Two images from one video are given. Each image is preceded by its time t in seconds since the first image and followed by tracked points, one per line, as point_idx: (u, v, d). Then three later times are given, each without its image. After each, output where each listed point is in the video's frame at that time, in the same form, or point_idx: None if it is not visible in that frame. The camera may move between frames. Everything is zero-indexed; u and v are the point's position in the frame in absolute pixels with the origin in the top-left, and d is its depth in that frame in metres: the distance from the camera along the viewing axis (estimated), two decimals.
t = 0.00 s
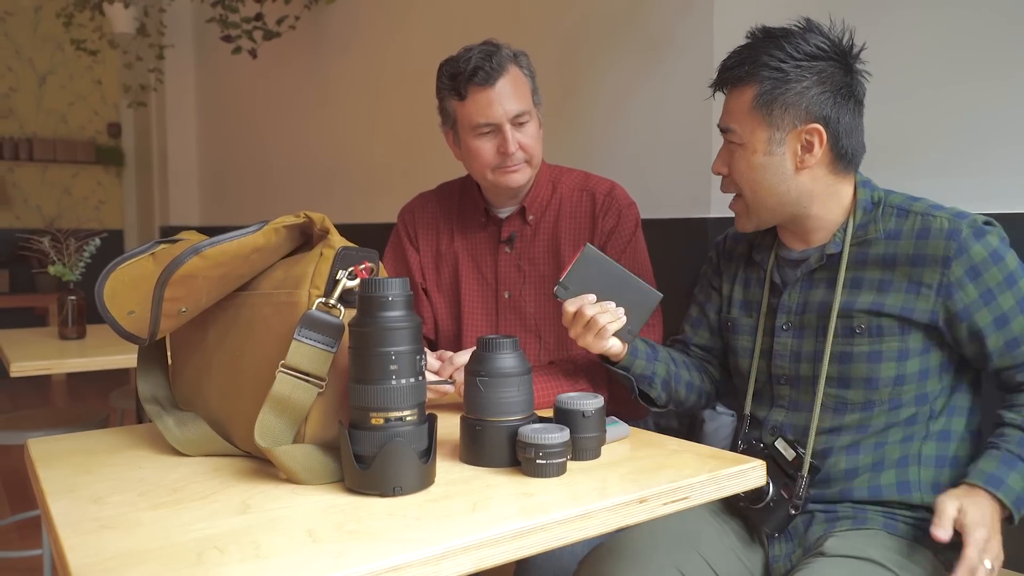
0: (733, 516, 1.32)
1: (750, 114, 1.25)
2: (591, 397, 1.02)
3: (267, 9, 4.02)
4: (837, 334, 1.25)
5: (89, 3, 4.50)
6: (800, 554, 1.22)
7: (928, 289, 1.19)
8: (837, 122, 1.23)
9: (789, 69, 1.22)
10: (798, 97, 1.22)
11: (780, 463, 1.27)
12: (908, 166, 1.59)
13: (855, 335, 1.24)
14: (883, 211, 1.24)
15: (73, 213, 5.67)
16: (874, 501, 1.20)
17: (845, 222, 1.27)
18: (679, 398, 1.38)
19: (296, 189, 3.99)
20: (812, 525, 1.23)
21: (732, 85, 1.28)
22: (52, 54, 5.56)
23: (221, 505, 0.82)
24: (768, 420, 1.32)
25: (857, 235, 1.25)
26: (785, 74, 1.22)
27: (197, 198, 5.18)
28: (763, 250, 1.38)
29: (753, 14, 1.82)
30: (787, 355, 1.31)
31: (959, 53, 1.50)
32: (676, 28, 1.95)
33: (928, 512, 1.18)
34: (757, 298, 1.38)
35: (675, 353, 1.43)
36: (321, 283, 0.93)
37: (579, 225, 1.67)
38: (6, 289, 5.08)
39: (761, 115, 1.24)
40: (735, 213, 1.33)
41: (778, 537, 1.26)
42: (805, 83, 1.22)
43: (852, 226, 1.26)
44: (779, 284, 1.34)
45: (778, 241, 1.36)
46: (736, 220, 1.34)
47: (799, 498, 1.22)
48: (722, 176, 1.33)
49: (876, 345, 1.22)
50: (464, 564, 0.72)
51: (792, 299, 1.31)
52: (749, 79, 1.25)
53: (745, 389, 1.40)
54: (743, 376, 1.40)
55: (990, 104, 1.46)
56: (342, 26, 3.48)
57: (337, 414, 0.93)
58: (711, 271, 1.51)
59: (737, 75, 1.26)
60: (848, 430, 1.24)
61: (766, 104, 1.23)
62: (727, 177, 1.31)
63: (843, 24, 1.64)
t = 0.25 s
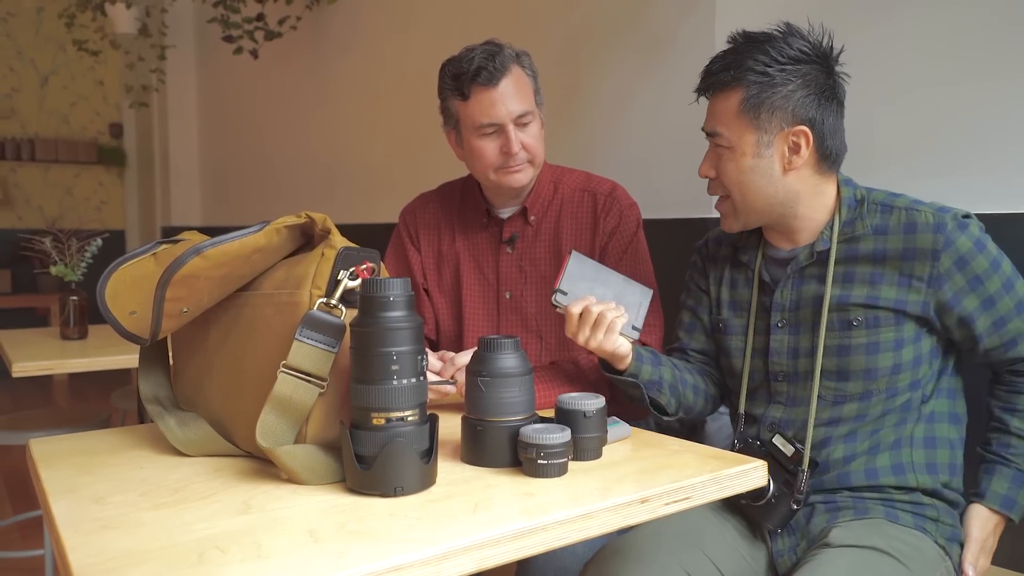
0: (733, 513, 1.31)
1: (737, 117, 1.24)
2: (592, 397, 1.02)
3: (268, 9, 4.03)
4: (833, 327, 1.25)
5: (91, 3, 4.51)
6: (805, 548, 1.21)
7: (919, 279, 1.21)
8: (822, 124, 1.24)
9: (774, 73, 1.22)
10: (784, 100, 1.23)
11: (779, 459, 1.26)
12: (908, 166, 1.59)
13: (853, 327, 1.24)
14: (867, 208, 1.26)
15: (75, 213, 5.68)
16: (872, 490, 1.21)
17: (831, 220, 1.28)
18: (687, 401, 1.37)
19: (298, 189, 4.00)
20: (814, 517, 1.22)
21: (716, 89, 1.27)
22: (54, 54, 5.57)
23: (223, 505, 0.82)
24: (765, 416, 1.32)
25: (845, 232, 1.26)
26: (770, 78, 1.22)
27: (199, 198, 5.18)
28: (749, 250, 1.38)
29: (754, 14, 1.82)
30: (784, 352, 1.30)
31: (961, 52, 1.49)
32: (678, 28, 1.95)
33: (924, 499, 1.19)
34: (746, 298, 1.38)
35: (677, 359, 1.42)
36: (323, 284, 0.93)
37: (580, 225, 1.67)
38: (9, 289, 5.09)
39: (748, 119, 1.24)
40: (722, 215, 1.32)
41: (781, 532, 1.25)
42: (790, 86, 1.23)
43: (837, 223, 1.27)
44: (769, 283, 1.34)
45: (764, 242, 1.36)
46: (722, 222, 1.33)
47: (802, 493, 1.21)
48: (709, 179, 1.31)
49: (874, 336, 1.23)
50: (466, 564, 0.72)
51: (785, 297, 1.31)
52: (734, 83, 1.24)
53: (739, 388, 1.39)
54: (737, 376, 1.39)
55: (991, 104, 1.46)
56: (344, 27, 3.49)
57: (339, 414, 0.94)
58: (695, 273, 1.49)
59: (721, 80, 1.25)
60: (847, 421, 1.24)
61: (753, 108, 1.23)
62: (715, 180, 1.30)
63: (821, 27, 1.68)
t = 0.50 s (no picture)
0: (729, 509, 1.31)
1: (728, 121, 1.24)
2: (594, 398, 1.02)
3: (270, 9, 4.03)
4: (822, 328, 1.25)
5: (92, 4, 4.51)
6: (800, 542, 1.21)
7: (906, 284, 1.21)
8: (812, 124, 1.25)
9: (763, 76, 1.22)
10: (774, 102, 1.23)
11: (768, 455, 1.27)
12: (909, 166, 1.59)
13: (843, 328, 1.24)
14: (859, 209, 1.26)
15: (77, 213, 5.68)
16: (863, 483, 1.20)
17: (823, 220, 1.28)
18: (692, 402, 1.37)
19: (299, 189, 4.00)
20: (808, 511, 1.23)
21: (706, 94, 1.27)
22: (55, 55, 5.57)
23: (224, 505, 0.82)
24: (758, 415, 1.32)
25: (836, 232, 1.26)
26: (759, 81, 1.22)
27: (200, 199, 5.19)
28: (742, 250, 1.37)
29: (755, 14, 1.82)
30: (776, 352, 1.30)
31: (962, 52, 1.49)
32: (679, 28, 1.95)
33: (917, 491, 1.19)
34: (739, 298, 1.38)
35: (680, 362, 1.42)
36: (324, 283, 0.93)
37: (581, 224, 1.67)
38: (10, 290, 5.09)
39: (739, 122, 1.24)
40: (716, 217, 1.32)
41: (776, 528, 1.25)
42: (778, 89, 1.23)
43: (830, 223, 1.27)
44: (762, 282, 1.34)
45: (757, 241, 1.36)
46: (716, 224, 1.33)
47: (789, 489, 1.22)
48: (702, 183, 1.32)
49: (863, 337, 1.23)
50: (467, 564, 0.72)
51: (777, 297, 1.31)
52: (724, 88, 1.24)
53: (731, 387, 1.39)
54: (729, 376, 1.39)
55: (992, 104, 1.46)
56: (345, 27, 3.49)
57: (340, 414, 0.94)
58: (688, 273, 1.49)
59: (712, 85, 1.25)
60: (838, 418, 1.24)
61: (744, 111, 1.23)
62: (709, 184, 1.30)
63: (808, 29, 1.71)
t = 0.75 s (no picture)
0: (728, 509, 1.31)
1: (721, 124, 1.25)
2: (595, 398, 1.02)
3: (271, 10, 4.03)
4: (816, 325, 1.26)
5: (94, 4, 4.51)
6: (799, 543, 1.21)
7: (902, 276, 1.21)
8: (804, 124, 1.25)
9: (754, 79, 1.23)
10: (766, 104, 1.23)
11: (768, 454, 1.28)
12: (910, 165, 1.59)
13: (838, 324, 1.24)
14: (851, 206, 1.26)
15: (78, 214, 5.69)
16: (863, 482, 1.20)
17: (815, 219, 1.28)
18: (693, 403, 1.37)
19: (300, 189, 4.00)
20: (806, 512, 1.23)
21: (699, 99, 1.28)
22: (56, 55, 5.58)
23: (225, 505, 0.82)
24: (757, 414, 1.32)
25: (829, 230, 1.26)
26: (750, 84, 1.23)
27: (201, 199, 5.19)
28: (740, 253, 1.37)
29: (756, 15, 1.82)
30: (773, 351, 1.30)
31: (963, 53, 1.49)
32: (680, 28, 1.95)
33: (916, 490, 1.18)
34: (738, 300, 1.38)
35: (681, 364, 1.42)
36: (325, 284, 0.93)
37: (582, 225, 1.67)
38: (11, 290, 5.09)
39: (733, 124, 1.24)
40: (714, 221, 1.32)
41: (775, 528, 1.25)
42: (769, 91, 1.23)
43: (822, 222, 1.27)
44: (759, 283, 1.35)
45: (754, 244, 1.36)
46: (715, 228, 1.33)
47: (790, 485, 1.22)
48: (698, 188, 1.32)
49: (859, 332, 1.23)
50: (469, 564, 0.72)
51: (773, 296, 1.31)
52: (716, 92, 1.25)
53: (731, 383, 1.39)
54: (729, 376, 1.39)
55: (993, 103, 1.45)
56: (345, 28, 3.49)
57: (341, 414, 0.94)
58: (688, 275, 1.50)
59: (704, 89, 1.26)
60: (837, 416, 1.24)
61: (736, 113, 1.23)
62: (704, 187, 1.30)
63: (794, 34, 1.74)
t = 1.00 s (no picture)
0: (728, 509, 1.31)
1: (722, 123, 1.25)
2: (596, 399, 1.02)
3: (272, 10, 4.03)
4: (814, 327, 1.26)
5: (96, 5, 4.52)
6: (798, 544, 1.21)
7: (899, 277, 1.20)
8: (803, 125, 1.25)
9: (754, 79, 1.23)
10: (766, 104, 1.23)
11: (767, 454, 1.27)
12: (912, 166, 1.58)
13: (836, 325, 1.24)
14: (850, 207, 1.25)
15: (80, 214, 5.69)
16: (863, 483, 1.20)
17: (815, 220, 1.28)
18: (694, 406, 1.37)
19: (301, 190, 4.00)
20: (806, 513, 1.23)
21: (699, 99, 1.28)
22: (58, 56, 5.58)
23: (226, 506, 0.82)
24: (759, 415, 1.32)
25: (827, 230, 1.26)
26: (751, 84, 1.23)
27: (202, 200, 5.20)
28: (741, 255, 1.38)
29: (758, 16, 1.82)
30: (772, 352, 1.30)
31: (964, 53, 1.49)
32: (681, 29, 1.95)
33: (916, 491, 1.18)
34: (738, 301, 1.38)
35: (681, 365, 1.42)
36: (327, 285, 0.93)
37: (583, 225, 1.67)
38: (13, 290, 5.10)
39: (733, 124, 1.24)
40: (715, 221, 1.32)
41: (775, 529, 1.25)
42: (769, 90, 1.24)
43: (821, 222, 1.27)
44: (759, 285, 1.35)
45: (755, 246, 1.36)
46: (715, 229, 1.33)
47: (786, 485, 1.22)
48: (698, 187, 1.31)
49: (857, 333, 1.23)
50: (469, 565, 0.72)
51: (773, 297, 1.31)
52: (717, 92, 1.25)
53: (731, 381, 1.39)
54: (730, 377, 1.39)
55: (994, 104, 1.45)
56: (347, 29, 3.50)
57: (343, 415, 0.94)
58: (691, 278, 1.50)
59: (704, 89, 1.26)
60: (837, 417, 1.24)
61: (736, 113, 1.23)
62: (705, 187, 1.30)
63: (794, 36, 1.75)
